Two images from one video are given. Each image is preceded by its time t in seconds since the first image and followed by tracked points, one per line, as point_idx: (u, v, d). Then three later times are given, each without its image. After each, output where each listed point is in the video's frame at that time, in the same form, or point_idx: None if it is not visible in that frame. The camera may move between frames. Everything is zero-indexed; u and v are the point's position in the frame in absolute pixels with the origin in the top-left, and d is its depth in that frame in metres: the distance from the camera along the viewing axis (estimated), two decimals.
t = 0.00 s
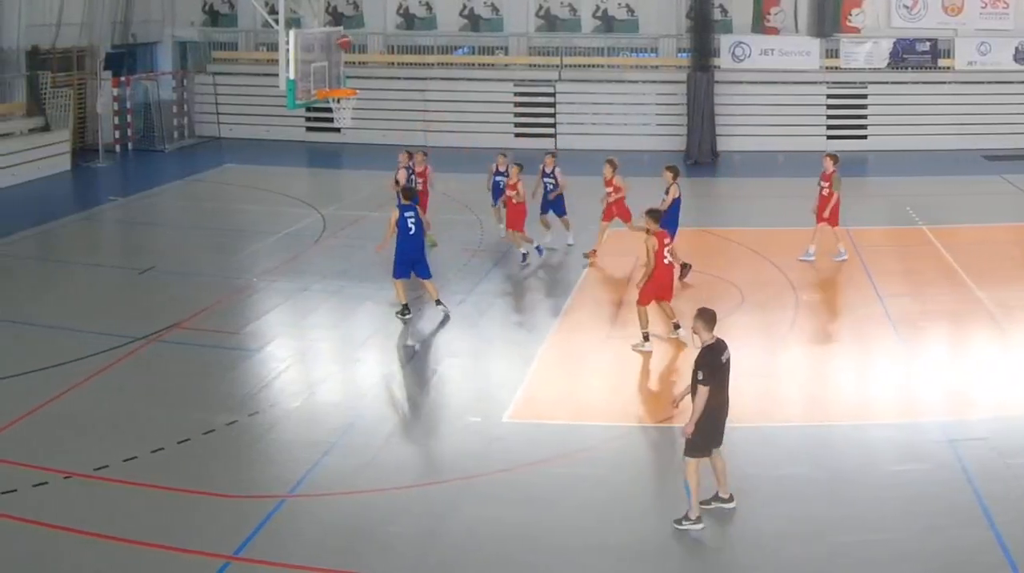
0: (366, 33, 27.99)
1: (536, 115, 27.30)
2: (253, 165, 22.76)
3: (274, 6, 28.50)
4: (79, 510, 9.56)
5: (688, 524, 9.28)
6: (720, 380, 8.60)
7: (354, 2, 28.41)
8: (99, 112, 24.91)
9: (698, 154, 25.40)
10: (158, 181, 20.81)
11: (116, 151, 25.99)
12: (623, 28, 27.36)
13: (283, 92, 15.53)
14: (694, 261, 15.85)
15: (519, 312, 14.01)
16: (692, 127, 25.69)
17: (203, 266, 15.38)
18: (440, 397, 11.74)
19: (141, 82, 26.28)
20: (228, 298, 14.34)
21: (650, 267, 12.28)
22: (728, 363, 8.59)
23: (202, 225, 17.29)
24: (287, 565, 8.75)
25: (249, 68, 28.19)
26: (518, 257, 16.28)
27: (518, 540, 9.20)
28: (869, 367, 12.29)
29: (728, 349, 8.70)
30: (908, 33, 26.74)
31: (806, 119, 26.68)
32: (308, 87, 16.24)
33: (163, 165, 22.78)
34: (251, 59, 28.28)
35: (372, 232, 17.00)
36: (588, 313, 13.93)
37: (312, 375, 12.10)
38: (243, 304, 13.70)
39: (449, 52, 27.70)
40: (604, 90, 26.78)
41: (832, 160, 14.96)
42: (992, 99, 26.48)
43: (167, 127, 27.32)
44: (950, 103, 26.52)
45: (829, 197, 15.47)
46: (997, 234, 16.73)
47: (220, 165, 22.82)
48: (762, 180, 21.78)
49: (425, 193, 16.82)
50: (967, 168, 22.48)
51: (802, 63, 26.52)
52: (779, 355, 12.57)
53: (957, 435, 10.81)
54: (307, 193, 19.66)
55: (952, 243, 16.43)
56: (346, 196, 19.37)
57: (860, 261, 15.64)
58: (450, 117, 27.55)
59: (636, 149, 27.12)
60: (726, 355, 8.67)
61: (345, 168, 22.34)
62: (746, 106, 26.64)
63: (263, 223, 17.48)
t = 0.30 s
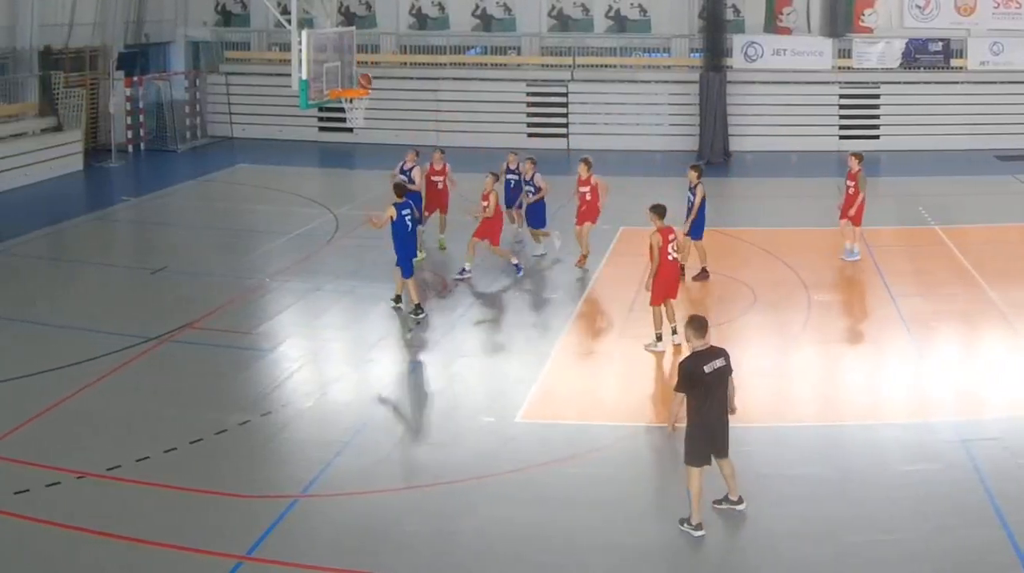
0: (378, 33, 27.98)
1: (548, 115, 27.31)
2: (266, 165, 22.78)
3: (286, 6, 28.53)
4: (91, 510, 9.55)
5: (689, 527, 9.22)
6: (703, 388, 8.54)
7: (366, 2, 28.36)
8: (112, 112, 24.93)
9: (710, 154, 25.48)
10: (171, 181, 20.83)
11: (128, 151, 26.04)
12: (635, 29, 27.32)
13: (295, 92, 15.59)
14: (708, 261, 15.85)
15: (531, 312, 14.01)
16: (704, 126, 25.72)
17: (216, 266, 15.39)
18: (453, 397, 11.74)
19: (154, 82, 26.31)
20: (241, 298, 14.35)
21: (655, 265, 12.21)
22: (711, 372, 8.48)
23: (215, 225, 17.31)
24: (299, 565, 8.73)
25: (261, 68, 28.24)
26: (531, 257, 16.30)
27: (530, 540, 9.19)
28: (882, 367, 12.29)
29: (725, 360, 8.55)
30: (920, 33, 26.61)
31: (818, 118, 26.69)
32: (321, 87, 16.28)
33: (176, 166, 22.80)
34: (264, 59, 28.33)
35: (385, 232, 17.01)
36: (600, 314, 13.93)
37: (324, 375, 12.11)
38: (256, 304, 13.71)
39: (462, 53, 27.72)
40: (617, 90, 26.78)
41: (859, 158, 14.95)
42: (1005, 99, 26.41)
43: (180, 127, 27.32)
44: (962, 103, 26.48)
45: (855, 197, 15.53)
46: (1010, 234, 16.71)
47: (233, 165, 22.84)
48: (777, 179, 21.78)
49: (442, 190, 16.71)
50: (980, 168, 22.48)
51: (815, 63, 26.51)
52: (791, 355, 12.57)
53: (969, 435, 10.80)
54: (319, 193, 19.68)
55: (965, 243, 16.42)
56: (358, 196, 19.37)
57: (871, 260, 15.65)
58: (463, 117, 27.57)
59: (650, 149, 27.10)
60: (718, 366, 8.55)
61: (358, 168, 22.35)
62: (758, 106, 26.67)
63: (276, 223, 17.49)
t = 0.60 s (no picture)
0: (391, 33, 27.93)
1: (563, 115, 27.33)
2: (280, 165, 22.78)
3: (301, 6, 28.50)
4: (105, 511, 9.54)
5: (703, 528, 9.21)
6: (700, 391, 8.44)
7: (380, 1, 28.30)
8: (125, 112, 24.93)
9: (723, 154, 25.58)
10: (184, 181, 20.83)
11: (143, 151, 26.07)
12: (648, 29, 27.22)
13: (310, 91, 15.59)
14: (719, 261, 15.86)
15: (542, 313, 14.02)
16: (719, 125, 25.72)
17: (229, 266, 15.40)
18: (467, 396, 11.76)
19: (168, 82, 26.32)
20: (255, 298, 14.36)
21: (672, 267, 12.23)
22: (707, 376, 8.37)
23: (229, 225, 17.32)
24: (313, 565, 8.72)
25: (275, 68, 28.26)
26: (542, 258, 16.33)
27: (545, 540, 9.18)
28: (896, 368, 12.30)
29: (725, 364, 8.40)
30: (934, 34, 26.45)
31: (833, 118, 26.69)
32: (335, 87, 16.30)
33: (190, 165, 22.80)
34: (278, 59, 28.32)
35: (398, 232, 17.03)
36: (614, 313, 13.94)
37: (338, 375, 12.12)
38: (270, 304, 13.72)
39: (476, 53, 27.70)
40: (631, 90, 26.80)
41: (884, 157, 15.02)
42: (1020, 99, 26.35)
43: (194, 127, 27.31)
44: (977, 103, 26.44)
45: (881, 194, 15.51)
46: None
47: (247, 165, 22.84)
48: (794, 179, 21.78)
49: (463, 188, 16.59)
50: (994, 168, 22.46)
51: (828, 63, 26.58)
52: (805, 355, 12.58)
53: (984, 435, 10.80)
54: (333, 193, 19.69)
55: (979, 243, 16.44)
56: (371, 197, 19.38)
57: (885, 261, 15.66)
58: (477, 117, 27.57)
59: (665, 149, 27.11)
60: (717, 370, 8.41)
61: (372, 168, 22.36)
62: (773, 106, 26.67)
63: (290, 222, 17.49)
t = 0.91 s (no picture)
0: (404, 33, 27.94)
1: (576, 115, 27.29)
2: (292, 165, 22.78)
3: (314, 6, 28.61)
4: (117, 511, 9.53)
5: (716, 528, 9.21)
6: (709, 396, 8.31)
7: (393, 2, 28.42)
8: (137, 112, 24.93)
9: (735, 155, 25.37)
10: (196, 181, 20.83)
11: (156, 151, 26.06)
12: (662, 29, 27.28)
13: (322, 91, 15.60)
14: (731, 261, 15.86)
15: (553, 313, 14.02)
16: (731, 125, 25.68)
17: (241, 266, 15.40)
18: (480, 396, 11.76)
19: (180, 83, 26.30)
20: (267, 298, 14.36)
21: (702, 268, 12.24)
22: (715, 382, 8.22)
23: (240, 225, 17.33)
24: (326, 565, 8.71)
25: (287, 67, 28.26)
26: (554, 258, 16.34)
27: (558, 540, 9.17)
28: (907, 368, 12.30)
29: (736, 372, 8.21)
30: (946, 33, 26.52)
31: (845, 118, 26.68)
32: (348, 87, 16.30)
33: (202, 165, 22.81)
34: (290, 59, 28.32)
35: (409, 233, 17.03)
36: (626, 313, 13.94)
37: (351, 375, 12.12)
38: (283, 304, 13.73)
39: (489, 53, 27.72)
40: (643, 90, 26.78)
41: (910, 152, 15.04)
42: None
43: (207, 127, 27.31)
44: (989, 103, 26.40)
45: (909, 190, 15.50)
46: None
47: (259, 165, 22.84)
48: (808, 180, 21.77)
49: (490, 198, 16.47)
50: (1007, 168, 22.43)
51: (841, 63, 26.53)
52: (817, 355, 12.58)
53: (997, 435, 10.79)
54: (345, 193, 19.68)
55: (992, 243, 16.44)
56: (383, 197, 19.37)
57: (897, 260, 15.68)
58: (490, 117, 27.60)
59: (676, 149, 27.10)
60: (727, 377, 8.23)
61: (384, 168, 22.35)
62: (785, 106, 26.65)
63: (302, 222, 17.50)
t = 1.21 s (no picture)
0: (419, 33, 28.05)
1: (590, 115, 27.30)
2: (306, 166, 22.81)
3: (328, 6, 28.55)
4: (129, 511, 9.52)
5: (731, 528, 9.21)
6: (734, 404, 8.27)
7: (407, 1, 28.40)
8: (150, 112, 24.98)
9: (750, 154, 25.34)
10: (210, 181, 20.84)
11: (170, 152, 26.11)
12: (676, 29, 27.27)
13: (337, 91, 15.63)
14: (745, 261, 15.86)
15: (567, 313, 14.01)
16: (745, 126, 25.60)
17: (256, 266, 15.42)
18: (495, 396, 11.77)
19: (195, 82, 26.37)
20: (282, 298, 14.37)
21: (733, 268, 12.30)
22: (738, 389, 8.17)
23: (254, 225, 17.35)
24: (341, 565, 8.70)
25: (301, 68, 28.34)
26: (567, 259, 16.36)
27: (573, 540, 9.17)
28: (922, 369, 12.30)
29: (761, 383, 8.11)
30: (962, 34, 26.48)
31: (858, 117, 26.68)
32: (362, 87, 16.35)
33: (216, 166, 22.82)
34: (305, 59, 28.43)
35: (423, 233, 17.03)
36: (639, 313, 13.95)
37: (365, 375, 12.12)
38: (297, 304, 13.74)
39: (503, 53, 27.78)
40: (658, 90, 26.75)
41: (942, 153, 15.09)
42: None
43: (221, 127, 27.37)
44: (1004, 103, 26.37)
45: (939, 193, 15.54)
46: None
47: (274, 166, 22.87)
48: (824, 179, 21.77)
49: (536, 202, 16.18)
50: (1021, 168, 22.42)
51: (855, 63, 26.57)
52: (831, 355, 12.58)
53: (1012, 435, 10.78)
54: (358, 193, 19.69)
55: (1009, 243, 16.43)
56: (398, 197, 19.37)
57: (913, 260, 15.68)
58: (505, 117, 27.62)
59: (690, 148, 27.08)
60: (751, 386, 8.15)
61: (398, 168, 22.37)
62: (800, 106, 26.64)
63: (318, 222, 17.51)
